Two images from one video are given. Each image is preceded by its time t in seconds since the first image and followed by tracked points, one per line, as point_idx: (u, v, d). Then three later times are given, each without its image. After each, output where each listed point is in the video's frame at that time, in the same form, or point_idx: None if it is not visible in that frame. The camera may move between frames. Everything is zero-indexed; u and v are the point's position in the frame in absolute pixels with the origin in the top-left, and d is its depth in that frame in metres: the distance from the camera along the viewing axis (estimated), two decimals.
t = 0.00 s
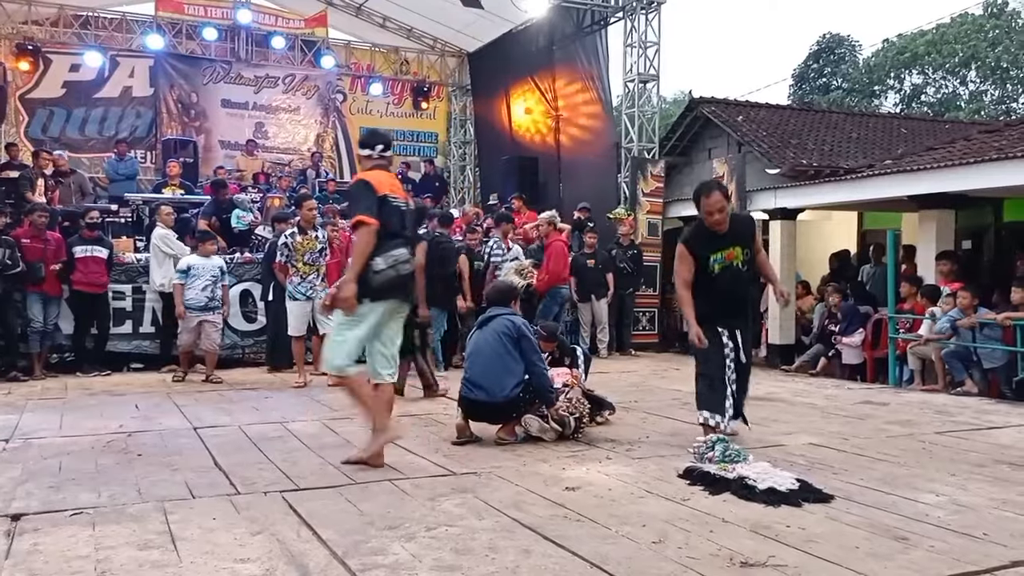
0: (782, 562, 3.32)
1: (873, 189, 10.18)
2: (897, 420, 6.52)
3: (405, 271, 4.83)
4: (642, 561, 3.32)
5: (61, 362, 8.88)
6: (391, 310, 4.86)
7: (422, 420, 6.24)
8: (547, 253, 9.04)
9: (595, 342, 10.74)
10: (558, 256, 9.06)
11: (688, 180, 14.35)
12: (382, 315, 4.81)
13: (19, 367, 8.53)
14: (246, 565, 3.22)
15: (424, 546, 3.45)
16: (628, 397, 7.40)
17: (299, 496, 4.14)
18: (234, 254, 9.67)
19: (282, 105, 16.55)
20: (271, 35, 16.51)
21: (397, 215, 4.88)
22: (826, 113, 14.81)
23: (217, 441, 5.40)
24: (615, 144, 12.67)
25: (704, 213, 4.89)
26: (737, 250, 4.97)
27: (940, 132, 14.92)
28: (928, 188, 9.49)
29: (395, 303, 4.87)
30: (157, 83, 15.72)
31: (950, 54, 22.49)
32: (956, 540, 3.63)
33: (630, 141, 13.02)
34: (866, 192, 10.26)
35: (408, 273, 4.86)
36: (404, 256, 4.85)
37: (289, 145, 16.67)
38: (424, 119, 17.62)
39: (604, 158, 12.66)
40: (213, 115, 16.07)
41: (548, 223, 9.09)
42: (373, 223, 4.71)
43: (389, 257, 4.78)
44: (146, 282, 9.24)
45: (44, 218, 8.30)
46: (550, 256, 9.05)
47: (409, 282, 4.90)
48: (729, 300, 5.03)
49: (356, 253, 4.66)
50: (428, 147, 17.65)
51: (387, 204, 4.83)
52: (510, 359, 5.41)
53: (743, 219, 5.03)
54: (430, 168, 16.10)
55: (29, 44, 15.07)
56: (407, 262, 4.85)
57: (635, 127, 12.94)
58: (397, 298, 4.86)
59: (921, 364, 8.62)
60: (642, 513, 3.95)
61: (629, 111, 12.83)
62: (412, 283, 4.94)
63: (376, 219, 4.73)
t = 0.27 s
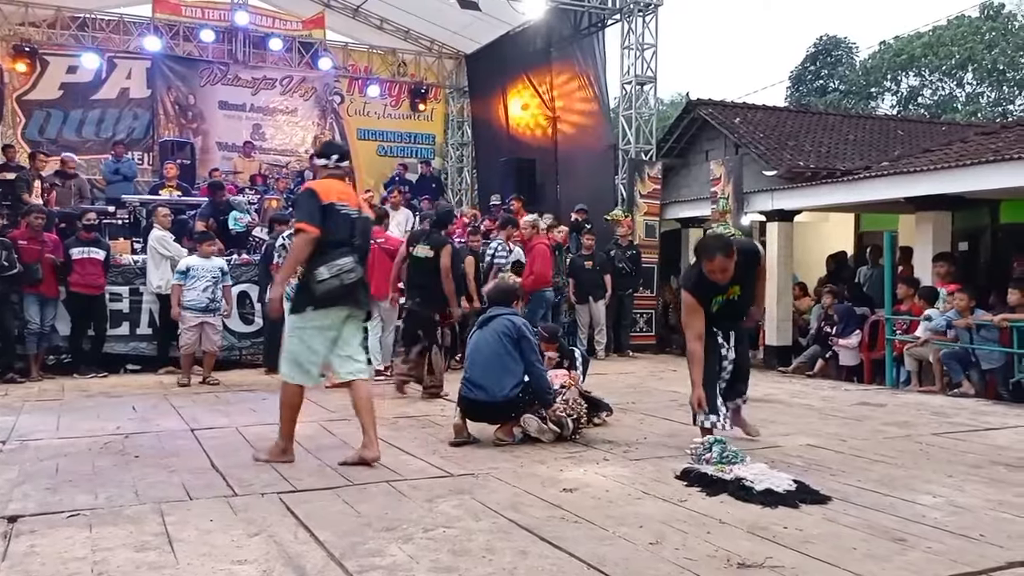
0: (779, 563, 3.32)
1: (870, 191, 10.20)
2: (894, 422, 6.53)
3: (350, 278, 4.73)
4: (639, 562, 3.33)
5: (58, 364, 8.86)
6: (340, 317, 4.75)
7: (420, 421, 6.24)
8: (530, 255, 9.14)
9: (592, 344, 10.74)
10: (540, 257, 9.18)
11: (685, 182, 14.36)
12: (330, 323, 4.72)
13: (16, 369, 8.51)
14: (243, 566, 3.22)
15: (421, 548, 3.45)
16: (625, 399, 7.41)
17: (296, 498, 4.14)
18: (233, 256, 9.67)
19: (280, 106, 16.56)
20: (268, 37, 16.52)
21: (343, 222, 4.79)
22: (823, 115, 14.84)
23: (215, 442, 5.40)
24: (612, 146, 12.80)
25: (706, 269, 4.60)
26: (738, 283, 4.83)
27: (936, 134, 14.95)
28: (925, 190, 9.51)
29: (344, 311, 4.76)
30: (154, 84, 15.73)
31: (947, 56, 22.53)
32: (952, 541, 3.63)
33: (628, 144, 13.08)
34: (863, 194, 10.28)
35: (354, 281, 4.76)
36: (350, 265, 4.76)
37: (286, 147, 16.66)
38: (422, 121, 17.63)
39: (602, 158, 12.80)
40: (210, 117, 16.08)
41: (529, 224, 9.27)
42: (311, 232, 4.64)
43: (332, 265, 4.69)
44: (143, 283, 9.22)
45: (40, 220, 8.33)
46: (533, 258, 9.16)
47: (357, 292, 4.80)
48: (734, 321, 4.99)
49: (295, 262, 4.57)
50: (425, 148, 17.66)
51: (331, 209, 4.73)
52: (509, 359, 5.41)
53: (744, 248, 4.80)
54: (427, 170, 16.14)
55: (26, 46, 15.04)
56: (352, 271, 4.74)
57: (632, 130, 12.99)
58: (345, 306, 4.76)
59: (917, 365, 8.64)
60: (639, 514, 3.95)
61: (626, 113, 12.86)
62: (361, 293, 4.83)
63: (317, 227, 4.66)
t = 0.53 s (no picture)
0: (783, 565, 3.31)
1: (873, 192, 10.19)
2: (897, 423, 6.52)
3: (285, 274, 4.77)
4: (642, 563, 3.32)
5: (61, 365, 8.88)
6: (285, 313, 4.84)
7: (423, 423, 6.24)
8: (514, 258, 8.57)
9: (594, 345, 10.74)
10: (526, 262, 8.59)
11: (687, 183, 14.35)
12: (277, 319, 4.83)
13: (19, 370, 8.53)
14: (246, 567, 3.22)
15: (424, 549, 3.45)
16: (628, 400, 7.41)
17: (299, 499, 4.14)
18: (235, 257, 9.68)
19: (282, 108, 16.51)
20: (270, 38, 16.63)
21: (288, 221, 4.90)
22: (826, 116, 14.84)
23: (217, 443, 5.40)
24: (615, 148, 13.01)
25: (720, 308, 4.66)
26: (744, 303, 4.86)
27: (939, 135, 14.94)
28: (928, 191, 9.50)
29: (288, 306, 4.83)
30: (157, 86, 15.72)
31: (950, 57, 22.51)
32: (956, 543, 3.62)
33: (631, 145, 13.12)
34: (865, 195, 10.28)
35: (291, 276, 4.78)
36: (290, 261, 4.81)
37: (287, 149, 16.57)
38: (426, 123, 17.63)
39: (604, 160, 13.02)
40: (212, 118, 16.05)
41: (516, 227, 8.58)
42: (251, 234, 4.91)
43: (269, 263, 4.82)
44: (145, 285, 9.24)
45: (44, 221, 8.36)
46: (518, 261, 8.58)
47: (298, 287, 4.83)
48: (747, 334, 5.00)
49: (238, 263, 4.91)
50: (429, 150, 17.64)
51: (271, 210, 4.91)
52: (516, 359, 5.41)
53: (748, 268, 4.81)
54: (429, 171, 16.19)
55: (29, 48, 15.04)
56: (290, 266, 4.79)
57: (635, 131, 12.99)
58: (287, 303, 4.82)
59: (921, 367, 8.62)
60: (642, 516, 3.95)
61: (628, 114, 12.88)
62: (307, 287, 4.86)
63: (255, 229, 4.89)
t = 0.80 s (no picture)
0: (797, 570, 3.30)
1: (887, 194, 10.15)
2: (913, 427, 6.48)
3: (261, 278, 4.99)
4: (656, 567, 3.32)
5: (77, 368, 8.93)
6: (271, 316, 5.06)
7: (436, 426, 6.25)
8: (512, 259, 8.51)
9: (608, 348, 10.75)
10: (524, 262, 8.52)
11: (700, 186, 14.33)
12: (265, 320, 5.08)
13: (36, 373, 8.59)
14: (260, 569, 3.24)
15: (437, 552, 3.45)
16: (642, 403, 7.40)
17: (312, 502, 4.15)
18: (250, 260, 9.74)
19: (296, 111, 16.72)
20: (285, 43, 16.49)
21: (280, 227, 5.04)
22: (840, 118, 14.79)
23: (232, 446, 5.43)
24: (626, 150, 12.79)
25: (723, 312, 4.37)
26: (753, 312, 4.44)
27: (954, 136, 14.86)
28: (943, 193, 9.46)
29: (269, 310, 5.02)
30: (173, 90, 15.92)
31: (965, 58, 22.39)
32: (971, 548, 3.60)
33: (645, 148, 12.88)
34: (880, 197, 10.24)
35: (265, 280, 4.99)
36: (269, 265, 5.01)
37: (302, 151, 16.82)
38: (438, 126, 17.75)
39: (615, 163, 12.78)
40: (227, 121, 16.25)
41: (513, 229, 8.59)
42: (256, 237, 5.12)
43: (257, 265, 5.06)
44: (161, 287, 9.30)
45: (61, 225, 8.40)
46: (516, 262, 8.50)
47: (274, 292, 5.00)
48: (763, 341, 4.58)
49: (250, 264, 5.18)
50: (441, 153, 17.76)
51: (272, 216, 5.07)
52: (531, 362, 5.41)
53: (758, 277, 4.37)
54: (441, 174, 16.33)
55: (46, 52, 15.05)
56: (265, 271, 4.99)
57: (648, 133, 12.79)
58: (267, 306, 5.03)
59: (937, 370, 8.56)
60: (656, 519, 3.94)
61: (641, 117, 12.68)
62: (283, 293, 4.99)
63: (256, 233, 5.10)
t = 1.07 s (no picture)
0: None
1: (901, 219, 10.11)
2: (931, 454, 6.42)
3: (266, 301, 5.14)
4: None
5: (94, 394, 8.97)
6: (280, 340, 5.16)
7: (450, 452, 6.24)
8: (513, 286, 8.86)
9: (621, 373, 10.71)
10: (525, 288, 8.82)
11: (714, 211, 14.33)
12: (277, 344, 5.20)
13: (52, 399, 8.64)
14: None
15: None
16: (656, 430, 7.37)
17: (325, 528, 4.15)
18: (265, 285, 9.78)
19: (312, 138, 16.96)
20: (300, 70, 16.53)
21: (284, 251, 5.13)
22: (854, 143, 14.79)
23: (247, 472, 5.43)
24: (640, 174, 13.01)
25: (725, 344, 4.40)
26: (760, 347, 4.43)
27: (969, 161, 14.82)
28: (958, 218, 9.42)
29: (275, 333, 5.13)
30: (190, 118, 16.18)
31: (979, 83, 22.37)
32: None
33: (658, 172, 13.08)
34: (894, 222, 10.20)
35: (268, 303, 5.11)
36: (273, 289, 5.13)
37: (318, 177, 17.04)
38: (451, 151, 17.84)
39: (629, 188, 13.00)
40: (244, 149, 16.47)
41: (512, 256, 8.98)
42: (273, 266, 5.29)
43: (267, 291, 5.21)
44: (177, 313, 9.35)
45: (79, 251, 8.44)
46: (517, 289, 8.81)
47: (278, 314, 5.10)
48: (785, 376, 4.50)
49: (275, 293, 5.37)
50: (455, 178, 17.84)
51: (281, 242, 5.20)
52: (545, 386, 5.41)
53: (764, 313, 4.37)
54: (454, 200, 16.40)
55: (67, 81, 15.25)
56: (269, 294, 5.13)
57: (660, 159, 12.98)
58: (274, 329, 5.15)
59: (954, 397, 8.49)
60: (671, 548, 3.91)
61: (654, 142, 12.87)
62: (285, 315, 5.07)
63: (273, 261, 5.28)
